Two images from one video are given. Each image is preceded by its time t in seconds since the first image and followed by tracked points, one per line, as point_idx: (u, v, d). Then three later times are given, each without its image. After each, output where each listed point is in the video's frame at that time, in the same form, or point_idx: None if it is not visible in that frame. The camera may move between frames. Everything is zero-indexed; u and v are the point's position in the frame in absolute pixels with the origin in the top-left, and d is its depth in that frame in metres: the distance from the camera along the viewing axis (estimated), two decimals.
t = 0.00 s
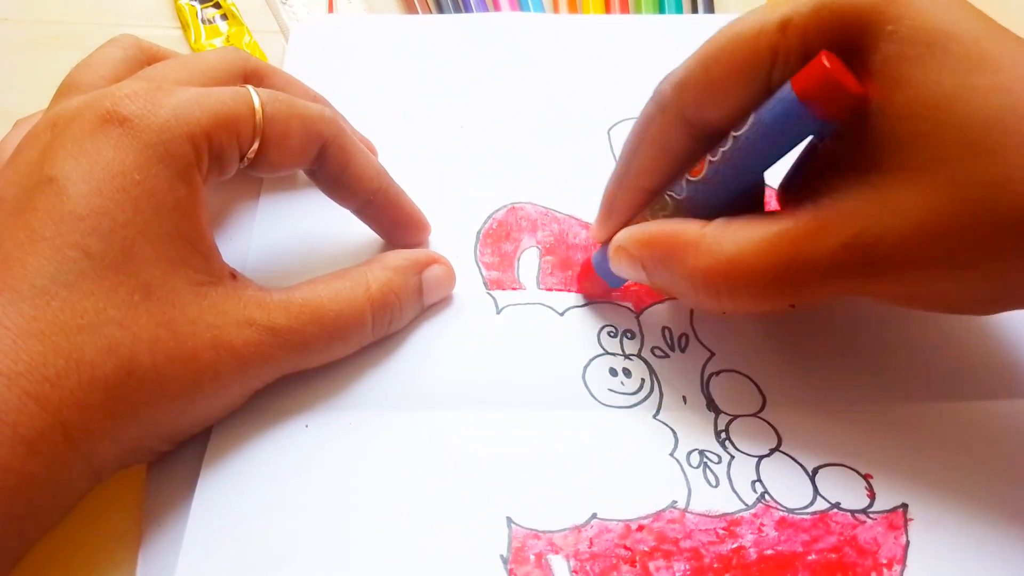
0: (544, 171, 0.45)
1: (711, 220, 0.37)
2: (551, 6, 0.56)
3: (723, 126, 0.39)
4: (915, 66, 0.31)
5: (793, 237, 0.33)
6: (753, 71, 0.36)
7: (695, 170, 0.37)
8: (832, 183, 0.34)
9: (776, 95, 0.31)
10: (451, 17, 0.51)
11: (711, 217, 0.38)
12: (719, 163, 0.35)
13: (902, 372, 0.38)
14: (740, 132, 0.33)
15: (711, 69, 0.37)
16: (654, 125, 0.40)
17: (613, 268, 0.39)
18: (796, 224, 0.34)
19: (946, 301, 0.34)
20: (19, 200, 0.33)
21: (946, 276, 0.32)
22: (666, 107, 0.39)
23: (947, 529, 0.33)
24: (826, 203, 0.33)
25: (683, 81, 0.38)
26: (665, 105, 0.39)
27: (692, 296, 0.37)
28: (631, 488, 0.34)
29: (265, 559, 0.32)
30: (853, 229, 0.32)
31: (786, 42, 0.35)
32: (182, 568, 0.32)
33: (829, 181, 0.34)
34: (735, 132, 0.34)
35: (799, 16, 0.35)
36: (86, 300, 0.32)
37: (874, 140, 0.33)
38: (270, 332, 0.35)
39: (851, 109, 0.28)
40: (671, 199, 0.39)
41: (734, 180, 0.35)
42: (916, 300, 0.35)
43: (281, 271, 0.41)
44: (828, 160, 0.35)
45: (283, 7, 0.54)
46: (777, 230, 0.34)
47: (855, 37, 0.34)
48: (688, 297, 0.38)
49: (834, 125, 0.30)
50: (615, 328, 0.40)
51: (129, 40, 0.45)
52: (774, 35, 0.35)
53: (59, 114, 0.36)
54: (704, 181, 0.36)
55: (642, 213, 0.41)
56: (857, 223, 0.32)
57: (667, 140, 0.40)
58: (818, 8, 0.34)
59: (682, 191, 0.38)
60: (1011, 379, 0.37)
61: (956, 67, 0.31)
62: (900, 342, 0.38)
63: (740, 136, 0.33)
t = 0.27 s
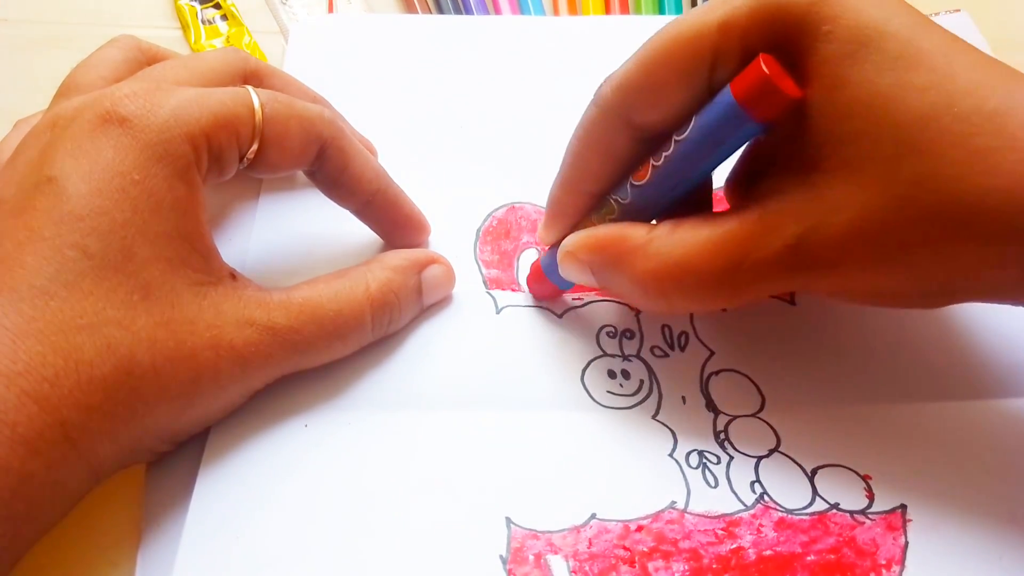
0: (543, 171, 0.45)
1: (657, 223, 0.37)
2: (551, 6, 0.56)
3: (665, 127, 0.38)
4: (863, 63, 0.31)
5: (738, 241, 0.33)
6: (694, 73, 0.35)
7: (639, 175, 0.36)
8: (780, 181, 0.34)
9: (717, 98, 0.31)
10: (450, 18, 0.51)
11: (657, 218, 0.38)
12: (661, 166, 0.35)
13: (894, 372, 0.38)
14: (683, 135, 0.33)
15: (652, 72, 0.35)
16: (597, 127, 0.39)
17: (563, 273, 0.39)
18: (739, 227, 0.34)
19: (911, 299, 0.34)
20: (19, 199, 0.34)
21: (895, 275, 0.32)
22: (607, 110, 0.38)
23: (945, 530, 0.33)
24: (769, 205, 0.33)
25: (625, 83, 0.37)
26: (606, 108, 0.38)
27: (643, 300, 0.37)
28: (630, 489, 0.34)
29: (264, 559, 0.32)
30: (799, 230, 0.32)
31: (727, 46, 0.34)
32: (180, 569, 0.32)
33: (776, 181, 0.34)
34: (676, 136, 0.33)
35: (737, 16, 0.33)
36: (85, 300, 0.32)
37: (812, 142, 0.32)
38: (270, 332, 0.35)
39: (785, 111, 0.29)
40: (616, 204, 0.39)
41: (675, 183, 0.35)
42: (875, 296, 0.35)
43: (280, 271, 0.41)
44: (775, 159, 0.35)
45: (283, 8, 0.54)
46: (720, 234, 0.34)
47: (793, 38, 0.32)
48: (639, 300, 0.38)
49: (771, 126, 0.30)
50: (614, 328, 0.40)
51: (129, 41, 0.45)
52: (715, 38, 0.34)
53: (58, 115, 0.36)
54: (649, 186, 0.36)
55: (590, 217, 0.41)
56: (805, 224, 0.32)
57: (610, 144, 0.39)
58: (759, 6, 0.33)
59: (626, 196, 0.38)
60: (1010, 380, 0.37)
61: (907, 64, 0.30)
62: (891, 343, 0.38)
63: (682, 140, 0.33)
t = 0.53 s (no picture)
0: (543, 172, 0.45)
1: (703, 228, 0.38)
2: (550, 7, 0.56)
3: (705, 130, 0.38)
4: (894, 70, 0.31)
5: (778, 248, 0.33)
6: (740, 78, 0.36)
7: (686, 180, 0.37)
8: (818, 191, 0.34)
9: (768, 104, 0.31)
10: (450, 18, 0.51)
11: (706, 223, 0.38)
12: (709, 172, 0.35)
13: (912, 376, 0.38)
14: (732, 141, 0.33)
15: (697, 77, 0.36)
16: (637, 133, 0.39)
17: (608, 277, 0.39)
18: (779, 235, 0.33)
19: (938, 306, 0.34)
20: (19, 199, 0.34)
21: (929, 283, 0.32)
22: (651, 115, 0.39)
23: (946, 529, 0.33)
24: (811, 213, 0.33)
25: (670, 88, 0.37)
26: (654, 113, 0.38)
27: (683, 307, 0.37)
28: (629, 489, 0.34)
29: (265, 559, 0.32)
30: (842, 240, 0.32)
31: (776, 52, 0.35)
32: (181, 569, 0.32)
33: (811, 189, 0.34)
34: (725, 141, 0.34)
35: (788, 23, 0.34)
36: (86, 299, 0.32)
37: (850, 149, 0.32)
38: (271, 331, 0.35)
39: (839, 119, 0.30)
40: (661, 210, 0.39)
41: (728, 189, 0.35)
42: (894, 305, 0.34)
43: (281, 271, 0.41)
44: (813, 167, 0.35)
45: (283, 9, 0.54)
46: (764, 243, 0.34)
47: (835, 44, 0.33)
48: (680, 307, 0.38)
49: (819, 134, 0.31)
50: (615, 328, 0.40)
51: (129, 41, 0.45)
52: (764, 42, 0.34)
53: (58, 115, 0.36)
54: (695, 191, 0.36)
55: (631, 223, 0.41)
56: (851, 232, 0.32)
57: (656, 148, 0.40)
58: (807, 11, 0.34)
59: (672, 201, 0.38)
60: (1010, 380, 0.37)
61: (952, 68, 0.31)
62: (904, 345, 0.38)
63: (731, 145, 0.33)
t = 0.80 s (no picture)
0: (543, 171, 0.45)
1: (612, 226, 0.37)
2: (550, 7, 0.56)
3: (614, 129, 0.36)
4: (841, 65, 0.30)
5: (685, 244, 0.33)
6: (639, 75, 0.34)
7: (591, 181, 0.36)
8: (731, 185, 0.33)
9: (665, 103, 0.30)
10: (451, 18, 0.51)
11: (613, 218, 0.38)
12: (613, 172, 0.34)
13: (892, 376, 0.37)
14: (632, 139, 0.32)
15: (598, 77, 0.34)
16: (545, 135, 0.38)
17: (525, 278, 0.38)
18: (685, 231, 0.33)
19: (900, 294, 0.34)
20: (19, 198, 0.34)
21: (863, 271, 0.32)
22: (552, 117, 0.37)
23: (946, 528, 0.33)
24: (722, 208, 0.33)
25: (569, 90, 0.36)
26: (554, 116, 0.37)
27: (603, 304, 0.37)
28: (629, 489, 0.34)
29: (264, 559, 0.32)
30: (755, 231, 0.32)
31: (671, 51, 0.33)
32: (179, 568, 0.32)
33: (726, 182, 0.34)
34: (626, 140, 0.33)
35: (678, 19, 0.32)
36: (85, 298, 0.32)
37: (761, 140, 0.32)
38: (270, 330, 0.35)
39: (731, 115, 0.29)
40: (571, 209, 0.38)
41: (628, 186, 0.35)
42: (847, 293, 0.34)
43: (280, 271, 0.41)
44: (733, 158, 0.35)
45: (283, 8, 0.54)
46: (668, 239, 0.34)
47: (734, 37, 0.32)
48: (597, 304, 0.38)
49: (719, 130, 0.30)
50: (615, 325, 0.40)
51: (129, 41, 0.45)
52: (656, 41, 0.33)
53: (58, 115, 0.36)
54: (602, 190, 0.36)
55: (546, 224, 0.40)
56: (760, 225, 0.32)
57: (566, 151, 0.38)
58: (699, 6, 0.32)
59: (581, 201, 0.38)
60: (1010, 379, 0.37)
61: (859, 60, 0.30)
62: (891, 346, 0.38)
63: (633, 144, 0.32)
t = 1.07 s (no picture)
0: (543, 170, 0.45)
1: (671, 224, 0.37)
2: (551, 7, 0.56)
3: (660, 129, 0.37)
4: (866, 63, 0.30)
5: (742, 243, 0.34)
6: (686, 76, 0.34)
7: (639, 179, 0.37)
8: (783, 185, 0.34)
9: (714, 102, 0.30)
10: (451, 18, 0.51)
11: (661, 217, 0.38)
12: (661, 171, 0.35)
13: (916, 376, 0.38)
14: (680, 139, 0.33)
15: (645, 76, 0.35)
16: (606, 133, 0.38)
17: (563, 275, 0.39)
18: (736, 232, 0.34)
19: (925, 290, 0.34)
20: (19, 197, 0.34)
21: (908, 269, 0.32)
22: (602, 116, 0.38)
23: (946, 527, 0.33)
24: (769, 209, 0.33)
25: (616, 89, 0.36)
26: (605, 115, 0.37)
27: (655, 305, 0.37)
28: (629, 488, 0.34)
29: (264, 559, 0.32)
30: (799, 234, 0.32)
31: (718, 50, 0.33)
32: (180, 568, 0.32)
33: (784, 185, 0.34)
34: (676, 140, 0.33)
35: (728, 18, 0.33)
36: (85, 297, 0.32)
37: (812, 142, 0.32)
38: (270, 330, 0.35)
39: (786, 112, 0.28)
40: (615, 208, 0.39)
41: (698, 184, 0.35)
42: (888, 288, 0.34)
43: (280, 271, 0.41)
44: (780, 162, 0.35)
45: (283, 9, 0.54)
46: (720, 238, 0.34)
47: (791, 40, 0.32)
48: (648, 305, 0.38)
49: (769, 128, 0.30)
50: (615, 325, 0.40)
51: (129, 41, 0.45)
52: (703, 39, 0.33)
53: (58, 114, 0.36)
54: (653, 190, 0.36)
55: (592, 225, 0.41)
56: (800, 227, 0.32)
57: (608, 149, 0.39)
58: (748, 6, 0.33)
59: (625, 201, 0.38)
60: (1010, 380, 0.37)
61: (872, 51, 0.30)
62: (900, 349, 0.38)
63: (679, 144, 0.33)
